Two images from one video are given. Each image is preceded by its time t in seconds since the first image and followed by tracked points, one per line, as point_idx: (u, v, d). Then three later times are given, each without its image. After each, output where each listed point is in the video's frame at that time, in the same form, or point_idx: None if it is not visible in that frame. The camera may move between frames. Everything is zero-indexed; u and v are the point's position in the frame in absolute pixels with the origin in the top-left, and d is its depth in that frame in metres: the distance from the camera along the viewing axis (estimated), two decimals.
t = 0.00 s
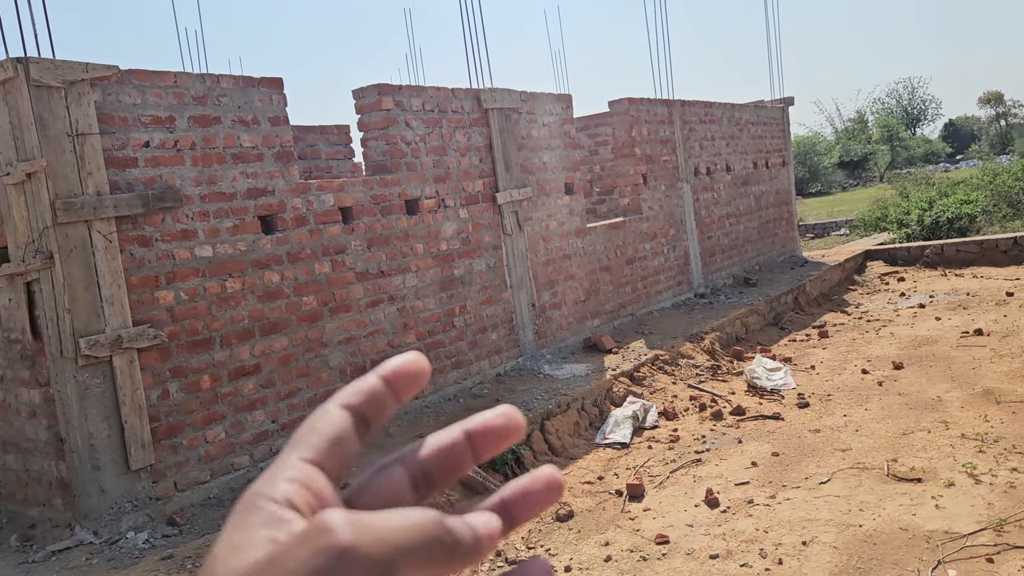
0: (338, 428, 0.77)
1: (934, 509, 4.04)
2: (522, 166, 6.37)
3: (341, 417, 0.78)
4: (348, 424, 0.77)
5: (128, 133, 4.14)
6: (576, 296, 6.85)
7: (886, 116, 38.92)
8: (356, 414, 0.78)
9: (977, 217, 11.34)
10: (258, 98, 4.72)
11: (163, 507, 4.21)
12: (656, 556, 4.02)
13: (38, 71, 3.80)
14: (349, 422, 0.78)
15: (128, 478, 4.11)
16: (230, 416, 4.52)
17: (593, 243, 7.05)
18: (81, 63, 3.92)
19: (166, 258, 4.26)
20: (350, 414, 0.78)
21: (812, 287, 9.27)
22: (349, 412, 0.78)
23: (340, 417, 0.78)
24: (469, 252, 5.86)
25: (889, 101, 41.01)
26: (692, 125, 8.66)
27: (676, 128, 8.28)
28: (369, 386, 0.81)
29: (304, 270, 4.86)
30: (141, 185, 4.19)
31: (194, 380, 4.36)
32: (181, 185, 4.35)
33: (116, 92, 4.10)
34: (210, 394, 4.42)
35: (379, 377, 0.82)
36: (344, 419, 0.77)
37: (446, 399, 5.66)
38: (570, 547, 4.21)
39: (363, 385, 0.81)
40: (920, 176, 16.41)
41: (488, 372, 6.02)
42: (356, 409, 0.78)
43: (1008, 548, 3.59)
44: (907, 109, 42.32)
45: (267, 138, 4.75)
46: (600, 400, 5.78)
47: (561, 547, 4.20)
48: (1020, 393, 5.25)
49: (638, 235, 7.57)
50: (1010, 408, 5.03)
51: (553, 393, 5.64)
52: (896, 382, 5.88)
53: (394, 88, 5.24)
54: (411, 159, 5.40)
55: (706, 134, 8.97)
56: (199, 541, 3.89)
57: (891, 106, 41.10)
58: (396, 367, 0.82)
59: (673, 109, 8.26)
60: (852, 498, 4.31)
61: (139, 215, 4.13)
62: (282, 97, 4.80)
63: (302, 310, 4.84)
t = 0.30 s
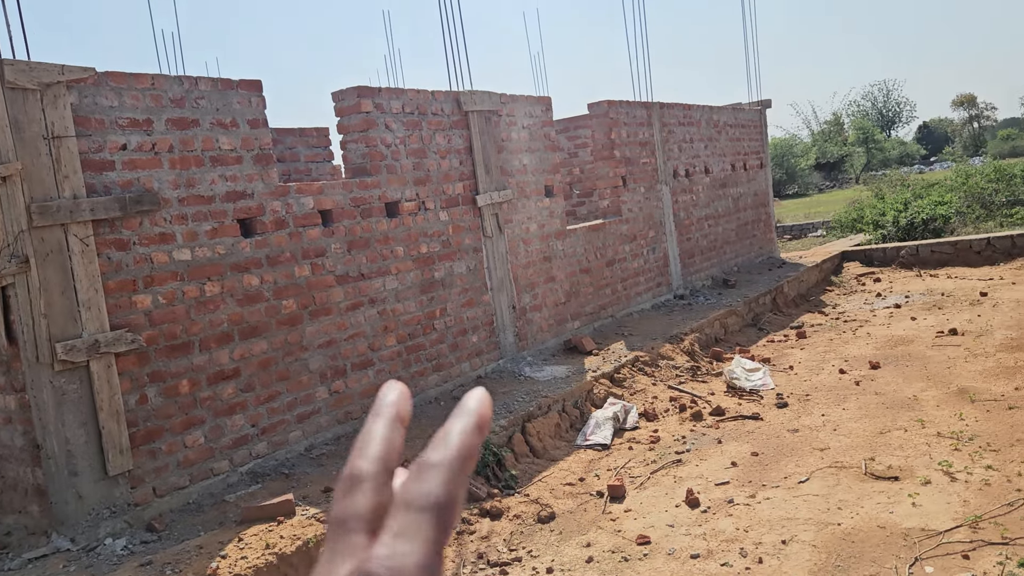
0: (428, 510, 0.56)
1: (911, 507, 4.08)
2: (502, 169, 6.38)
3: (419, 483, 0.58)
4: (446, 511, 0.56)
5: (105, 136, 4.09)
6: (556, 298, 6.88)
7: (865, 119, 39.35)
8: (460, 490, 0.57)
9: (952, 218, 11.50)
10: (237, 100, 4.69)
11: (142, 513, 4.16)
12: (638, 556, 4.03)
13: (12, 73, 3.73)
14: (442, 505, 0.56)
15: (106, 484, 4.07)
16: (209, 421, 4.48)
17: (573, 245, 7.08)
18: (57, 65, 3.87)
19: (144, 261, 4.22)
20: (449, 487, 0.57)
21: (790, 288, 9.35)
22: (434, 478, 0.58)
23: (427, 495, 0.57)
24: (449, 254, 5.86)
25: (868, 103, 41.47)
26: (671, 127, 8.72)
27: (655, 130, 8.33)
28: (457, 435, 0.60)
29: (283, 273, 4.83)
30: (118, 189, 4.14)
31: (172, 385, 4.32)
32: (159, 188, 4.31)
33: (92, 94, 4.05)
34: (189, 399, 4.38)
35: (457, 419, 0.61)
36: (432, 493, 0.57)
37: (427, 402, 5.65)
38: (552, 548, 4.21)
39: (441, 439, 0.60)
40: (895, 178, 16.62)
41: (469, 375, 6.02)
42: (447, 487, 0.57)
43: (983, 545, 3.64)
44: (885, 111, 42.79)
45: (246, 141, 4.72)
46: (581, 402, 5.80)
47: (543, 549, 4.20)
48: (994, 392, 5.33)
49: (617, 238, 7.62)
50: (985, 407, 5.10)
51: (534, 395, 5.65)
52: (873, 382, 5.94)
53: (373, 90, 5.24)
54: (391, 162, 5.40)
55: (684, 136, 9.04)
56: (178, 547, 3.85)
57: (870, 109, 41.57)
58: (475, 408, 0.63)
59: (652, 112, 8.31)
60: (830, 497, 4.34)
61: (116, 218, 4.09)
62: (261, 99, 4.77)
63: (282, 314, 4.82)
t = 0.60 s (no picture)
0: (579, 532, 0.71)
1: (886, 506, 4.13)
2: (481, 172, 6.39)
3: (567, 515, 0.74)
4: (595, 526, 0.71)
5: (78, 139, 4.02)
6: (535, 300, 6.90)
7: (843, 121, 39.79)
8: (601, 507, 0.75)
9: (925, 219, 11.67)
10: (213, 103, 4.64)
11: (117, 520, 4.08)
12: (616, 558, 4.04)
13: None
14: (589, 524, 0.71)
15: (80, 491, 3.97)
16: (185, 426, 4.42)
17: (552, 247, 7.11)
18: (29, 68, 3.79)
19: (118, 266, 4.15)
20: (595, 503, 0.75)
21: (767, 289, 9.42)
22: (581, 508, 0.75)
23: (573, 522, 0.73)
24: (428, 257, 5.86)
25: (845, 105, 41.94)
26: (649, 130, 8.77)
27: (633, 133, 8.38)
28: (596, 468, 0.79)
29: (260, 277, 4.79)
30: (92, 192, 4.08)
31: (148, 390, 4.25)
32: (134, 191, 4.24)
33: (65, 97, 3.98)
34: (165, 404, 4.31)
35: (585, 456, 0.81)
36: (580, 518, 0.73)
37: (406, 405, 5.64)
38: (531, 551, 4.20)
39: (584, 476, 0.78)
40: (869, 180, 16.84)
41: (448, 378, 6.02)
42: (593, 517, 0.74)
43: (956, 543, 3.68)
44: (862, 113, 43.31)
45: (223, 144, 4.67)
46: (560, 404, 5.81)
47: (522, 552, 4.18)
48: (966, 391, 5.41)
49: (596, 240, 7.67)
50: (957, 406, 5.17)
51: (513, 398, 5.65)
52: (848, 382, 6.01)
53: (351, 94, 5.22)
54: (369, 165, 5.39)
55: (662, 139, 9.09)
56: (154, 554, 3.78)
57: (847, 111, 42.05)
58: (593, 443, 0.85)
59: (630, 115, 8.36)
60: (806, 496, 4.38)
61: (90, 222, 4.02)
62: (237, 102, 4.72)
63: (259, 318, 4.78)
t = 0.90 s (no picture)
0: (719, 406, 0.61)
1: (861, 505, 4.17)
2: (460, 173, 6.39)
3: (705, 381, 0.62)
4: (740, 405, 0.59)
5: (51, 141, 3.95)
6: (515, 302, 6.91)
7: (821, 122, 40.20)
8: (736, 385, 0.62)
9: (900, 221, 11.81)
10: (189, 105, 4.57)
11: (91, 526, 4.00)
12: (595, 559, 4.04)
13: None
14: (730, 400, 0.61)
15: (53, 497, 3.90)
16: (161, 430, 4.36)
17: (532, 249, 7.13)
18: None
19: (92, 269, 4.09)
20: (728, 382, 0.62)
21: (745, 290, 9.50)
22: (723, 375, 0.62)
23: (714, 393, 0.61)
24: (407, 259, 5.85)
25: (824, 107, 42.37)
26: (627, 132, 8.81)
27: (612, 135, 8.41)
28: (730, 324, 0.66)
29: (237, 279, 4.74)
30: (65, 195, 4.01)
31: (123, 394, 4.18)
32: (108, 194, 4.18)
33: (37, 98, 3.90)
34: (140, 409, 4.25)
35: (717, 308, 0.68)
36: (721, 391, 0.61)
37: (385, 408, 5.63)
38: (511, 553, 4.18)
39: (724, 330, 0.64)
40: (847, 181, 17.04)
41: (427, 380, 6.01)
42: (733, 389, 0.61)
43: (930, 541, 3.72)
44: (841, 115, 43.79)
45: (199, 146, 4.61)
46: (540, 406, 5.82)
47: (501, 554, 4.16)
48: (940, 390, 5.48)
49: (576, 242, 7.70)
50: (932, 405, 5.23)
51: (493, 400, 5.65)
52: (825, 382, 6.06)
53: (329, 95, 5.20)
54: (348, 167, 5.38)
55: (641, 141, 9.13)
56: (129, 560, 3.72)
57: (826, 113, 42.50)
58: (722, 286, 0.71)
59: (609, 117, 8.39)
60: (784, 496, 4.40)
61: (63, 225, 3.95)
62: (213, 104, 4.66)
63: (236, 320, 4.73)
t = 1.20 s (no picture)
0: (713, 391, 0.60)
1: (843, 504, 4.19)
2: (443, 175, 6.39)
3: (697, 364, 0.62)
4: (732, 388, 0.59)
5: (28, 141, 3.89)
6: (499, 304, 6.91)
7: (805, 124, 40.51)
8: (728, 371, 0.62)
9: (881, 222, 11.93)
10: (169, 105, 4.51)
11: (70, 530, 3.94)
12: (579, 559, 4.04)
13: None
14: (723, 385, 0.60)
15: (32, 501, 3.83)
16: (142, 433, 4.30)
17: (515, 250, 7.14)
18: None
19: (71, 271, 4.04)
20: (720, 368, 0.61)
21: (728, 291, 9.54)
22: (715, 360, 0.62)
23: (707, 378, 0.61)
24: (390, 261, 5.84)
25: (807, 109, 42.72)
26: (611, 134, 8.83)
27: (595, 136, 8.43)
28: (720, 311, 0.65)
29: (219, 281, 4.71)
30: (44, 196, 3.95)
31: (103, 397, 4.12)
32: (87, 194, 4.12)
33: (14, 98, 3.84)
34: (120, 412, 4.19)
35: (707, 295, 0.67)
36: (715, 374, 0.61)
37: (369, 410, 5.61)
38: (495, 554, 4.17)
39: (715, 315, 0.64)
40: (828, 184, 17.19)
41: (411, 382, 6.00)
42: (727, 372, 0.61)
43: (911, 539, 3.74)
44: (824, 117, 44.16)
45: (180, 146, 4.56)
46: (524, 407, 5.82)
47: (485, 556, 4.15)
48: (921, 390, 5.53)
49: (559, 243, 7.72)
50: (912, 405, 5.28)
51: (477, 402, 5.65)
52: (807, 383, 6.10)
53: (311, 96, 5.18)
54: (331, 168, 5.36)
55: (624, 142, 9.17)
56: (109, 564, 3.66)
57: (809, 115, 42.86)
58: (711, 277, 0.70)
59: (592, 119, 8.41)
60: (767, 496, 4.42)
61: (41, 226, 3.89)
62: (195, 104, 4.61)
63: (218, 322, 4.68)
